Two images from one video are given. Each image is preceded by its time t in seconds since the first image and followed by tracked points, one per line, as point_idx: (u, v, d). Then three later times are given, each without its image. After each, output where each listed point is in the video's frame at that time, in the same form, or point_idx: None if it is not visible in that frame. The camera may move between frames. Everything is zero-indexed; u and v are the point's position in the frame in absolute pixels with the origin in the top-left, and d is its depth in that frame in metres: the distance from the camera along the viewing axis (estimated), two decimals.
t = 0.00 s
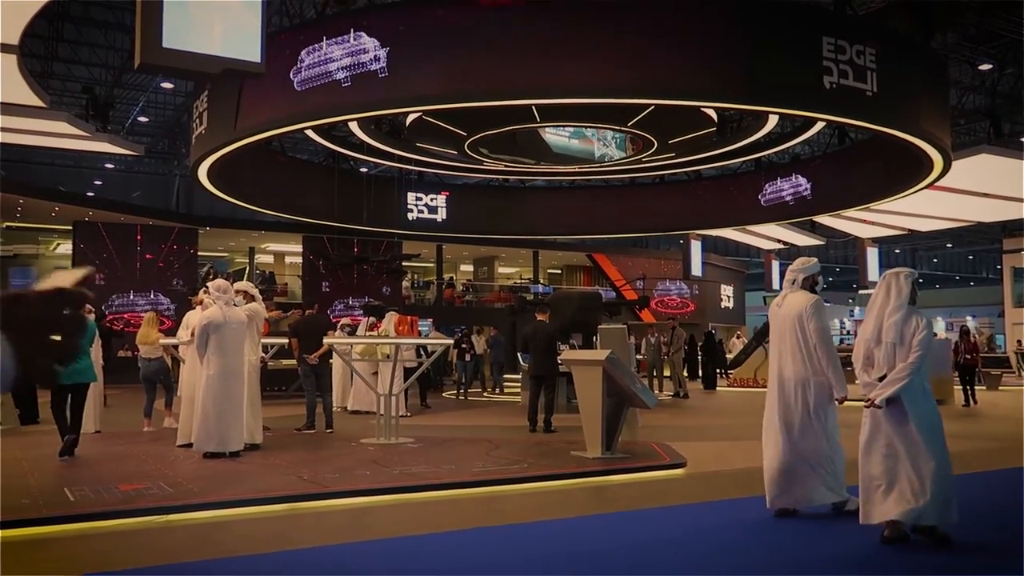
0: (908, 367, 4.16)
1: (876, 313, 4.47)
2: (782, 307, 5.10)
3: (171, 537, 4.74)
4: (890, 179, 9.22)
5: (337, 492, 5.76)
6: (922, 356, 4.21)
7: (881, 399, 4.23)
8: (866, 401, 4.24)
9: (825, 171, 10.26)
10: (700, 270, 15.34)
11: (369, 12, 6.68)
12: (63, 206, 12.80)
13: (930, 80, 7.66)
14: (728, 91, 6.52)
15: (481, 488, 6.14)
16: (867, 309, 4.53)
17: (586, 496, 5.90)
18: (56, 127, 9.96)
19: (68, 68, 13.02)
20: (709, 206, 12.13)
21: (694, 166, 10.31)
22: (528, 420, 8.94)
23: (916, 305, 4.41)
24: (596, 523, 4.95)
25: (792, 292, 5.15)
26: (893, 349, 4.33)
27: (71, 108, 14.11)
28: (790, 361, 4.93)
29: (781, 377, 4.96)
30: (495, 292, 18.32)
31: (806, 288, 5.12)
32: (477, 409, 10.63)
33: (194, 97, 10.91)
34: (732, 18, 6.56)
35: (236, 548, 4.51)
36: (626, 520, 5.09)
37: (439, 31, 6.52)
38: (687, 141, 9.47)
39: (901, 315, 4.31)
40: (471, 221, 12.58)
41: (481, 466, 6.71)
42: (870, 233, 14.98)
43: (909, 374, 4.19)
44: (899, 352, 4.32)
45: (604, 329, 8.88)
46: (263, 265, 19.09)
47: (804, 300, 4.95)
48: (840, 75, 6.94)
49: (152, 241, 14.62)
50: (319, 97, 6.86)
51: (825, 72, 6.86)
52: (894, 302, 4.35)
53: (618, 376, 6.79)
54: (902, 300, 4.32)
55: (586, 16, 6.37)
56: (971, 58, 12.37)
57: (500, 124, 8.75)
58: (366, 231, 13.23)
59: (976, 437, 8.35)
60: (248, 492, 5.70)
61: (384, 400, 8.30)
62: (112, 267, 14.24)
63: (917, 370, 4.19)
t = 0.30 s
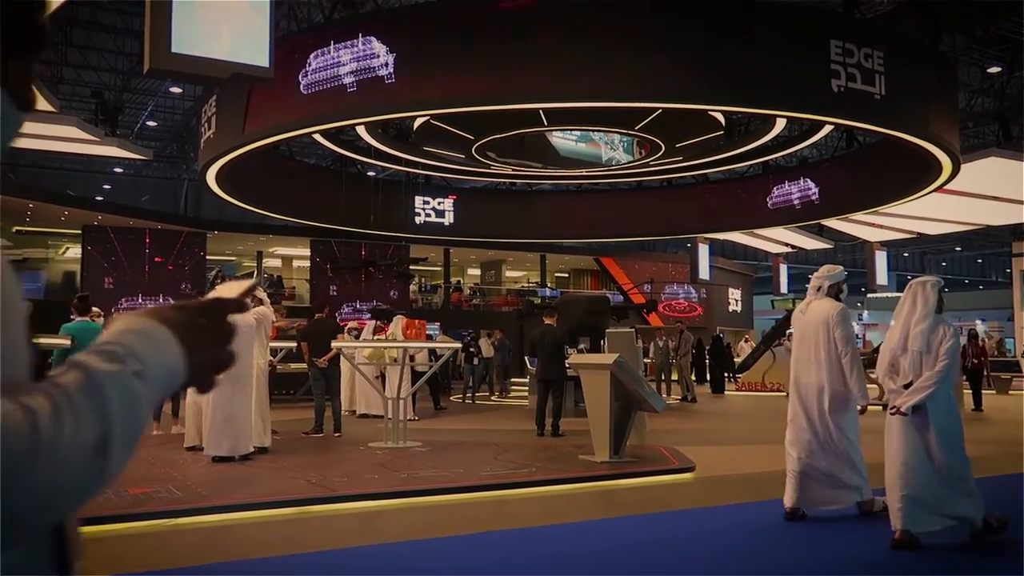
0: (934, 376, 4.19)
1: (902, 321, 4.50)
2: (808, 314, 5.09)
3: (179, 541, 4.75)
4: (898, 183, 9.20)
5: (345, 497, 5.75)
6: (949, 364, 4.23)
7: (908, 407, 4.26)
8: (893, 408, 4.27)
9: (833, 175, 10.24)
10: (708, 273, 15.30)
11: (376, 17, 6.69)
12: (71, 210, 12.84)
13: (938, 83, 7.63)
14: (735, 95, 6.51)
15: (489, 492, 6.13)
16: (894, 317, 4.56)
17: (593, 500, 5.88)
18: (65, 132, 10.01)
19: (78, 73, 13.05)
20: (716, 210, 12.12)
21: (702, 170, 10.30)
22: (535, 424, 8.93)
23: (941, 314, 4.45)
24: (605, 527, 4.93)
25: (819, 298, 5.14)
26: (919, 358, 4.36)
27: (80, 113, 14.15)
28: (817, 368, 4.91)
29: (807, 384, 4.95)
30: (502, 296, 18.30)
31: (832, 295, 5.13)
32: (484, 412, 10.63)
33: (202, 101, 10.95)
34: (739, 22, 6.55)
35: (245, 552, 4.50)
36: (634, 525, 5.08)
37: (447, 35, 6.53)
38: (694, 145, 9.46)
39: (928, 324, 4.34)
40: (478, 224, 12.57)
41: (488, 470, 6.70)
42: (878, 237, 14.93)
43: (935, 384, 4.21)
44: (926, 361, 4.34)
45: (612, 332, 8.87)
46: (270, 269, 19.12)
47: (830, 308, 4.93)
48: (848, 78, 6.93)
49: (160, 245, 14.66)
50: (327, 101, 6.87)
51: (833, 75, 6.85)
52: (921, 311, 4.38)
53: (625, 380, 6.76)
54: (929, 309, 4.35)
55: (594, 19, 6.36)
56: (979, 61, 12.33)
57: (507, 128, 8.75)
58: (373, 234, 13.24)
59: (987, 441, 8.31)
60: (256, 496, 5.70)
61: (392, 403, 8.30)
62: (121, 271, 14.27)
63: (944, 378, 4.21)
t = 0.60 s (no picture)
0: (966, 382, 4.45)
1: (935, 326, 4.76)
2: (838, 317, 5.61)
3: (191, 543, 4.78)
4: (908, 186, 9.17)
5: (356, 499, 5.76)
6: (980, 369, 4.48)
7: (941, 413, 4.52)
8: (925, 415, 4.57)
9: (843, 178, 10.20)
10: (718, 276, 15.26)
11: (386, 21, 6.72)
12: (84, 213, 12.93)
13: (949, 85, 7.60)
14: (744, 97, 6.50)
15: (499, 494, 6.13)
16: (926, 322, 4.82)
17: (603, 503, 5.89)
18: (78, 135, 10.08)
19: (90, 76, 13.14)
20: (726, 213, 12.10)
21: (711, 173, 10.29)
22: (545, 427, 8.94)
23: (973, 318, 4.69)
24: (614, 531, 4.94)
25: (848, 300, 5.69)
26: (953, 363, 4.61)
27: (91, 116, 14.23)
28: (847, 361, 5.42)
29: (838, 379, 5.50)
30: (512, 299, 18.29)
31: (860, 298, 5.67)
32: (495, 416, 10.63)
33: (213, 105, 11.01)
34: (749, 24, 6.53)
35: (256, 553, 4.55)
36: (644, 529, 5.09)
37: (456, 39, 6.55)
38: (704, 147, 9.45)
39: (961, 330, 4.60)
40: (487, 227, 12.48)
41: (499, 473, 6.70)
42: (889, 239, 14.86)
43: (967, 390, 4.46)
44: (959, 366, 4.59)
45: (621, 335, 8.87)
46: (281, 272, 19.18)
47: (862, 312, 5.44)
48: (859, 81, 6.90)
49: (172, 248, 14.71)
50: (336, 105, 6.90)
51: (843, 78, 6.84)
52: (953, 317, 4.64)
53: (636, 383, 6.75)
54: (961, 315, 4.61)
55: (603, 23, 6.36)
56: (992, 63, 12.26)
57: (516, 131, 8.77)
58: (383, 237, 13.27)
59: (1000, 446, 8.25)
60: (266, 498, 5.74)
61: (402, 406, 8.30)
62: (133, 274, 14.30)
63: (976, 383, 4.46)
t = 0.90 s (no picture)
0: (1002, 381, 4.73)
1: (968, 325, 5.03)
2: (867, 315, 5.73)
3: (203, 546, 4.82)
4: (922, 187, 9.13)
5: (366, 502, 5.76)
6: (1015, 368, 4.77)
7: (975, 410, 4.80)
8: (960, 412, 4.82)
9: (855, 179, 10.15)
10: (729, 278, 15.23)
11: (395, 24, 6.73)
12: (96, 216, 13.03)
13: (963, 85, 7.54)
14: (755, 99, 6.48)
15: (510, 497, 6.12)
16: (958, 320, 5.09)
17: (614, 506, 5.88)
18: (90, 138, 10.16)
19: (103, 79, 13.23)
20: (737, 215, 12.05)
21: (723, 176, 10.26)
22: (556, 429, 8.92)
23: (1002, 319, 4.98)
24: (624, 535, 4.94)
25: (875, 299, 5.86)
26: (987, 361, 4.88)
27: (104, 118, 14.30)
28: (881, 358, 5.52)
29: (870, 377, 5.59)
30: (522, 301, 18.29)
31: (887, 297, 5.81)
32: (506, 417, 10.64)
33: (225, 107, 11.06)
34: (760, 25, 6.51)
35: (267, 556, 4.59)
36: (656, 531, 5.11)
37: (466, 42, 6.55)
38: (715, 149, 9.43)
39: (994, 329, 4.87)
40: (498, 229, 12.47)
41: (510, 476, 6.70)
42: (902, 240, 14.76)
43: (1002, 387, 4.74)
44: (993, 364, 4.86)
45: (632, 338, 8.85)
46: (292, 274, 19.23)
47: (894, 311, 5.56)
48: (871, 81, 6.87)
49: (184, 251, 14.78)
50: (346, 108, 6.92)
51: (855, 78, 6.80)
52: (987, 315, 4.91)
53: (647, 385, 6.74)
54: (994, 314, 4.88)
55: (613, 25, 6.36)
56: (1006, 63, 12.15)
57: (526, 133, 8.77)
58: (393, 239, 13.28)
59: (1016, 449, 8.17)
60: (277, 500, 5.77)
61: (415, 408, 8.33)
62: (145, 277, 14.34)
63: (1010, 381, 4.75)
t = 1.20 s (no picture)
0: None
1: (996, 324, 5.01)
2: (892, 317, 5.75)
3: (215, 546, 4.85)
4: (934, 189, 9.09)
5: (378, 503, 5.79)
6: None
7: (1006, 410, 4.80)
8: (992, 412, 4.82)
9: (867, 180, 10.11)
10: (741, 280, 15.17)
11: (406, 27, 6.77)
12: (110, 218, 13.15)
13: (977, 86, 7.49)
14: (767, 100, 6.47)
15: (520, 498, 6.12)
16: (987, 319, 5.08)
17: (627, 508, 5.88)
18: (105, 140, 10.27)
19: (115, 83, 13.30)
20: (749, 215, 12.01)
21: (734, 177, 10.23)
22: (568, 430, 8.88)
23: None
24: (636, 537, 4.95)
25: (902, 300, 5.83)
26: (1016, 360, 4.90)
27: (117, 122, 14.38)
28: (903, 361, 5.56)
29: (891, 379, 5.64)
30: (533, 302, 18.27)
31: (913, 298, 5.79)
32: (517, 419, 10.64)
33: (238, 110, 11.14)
34: (771, 27, 6.50)
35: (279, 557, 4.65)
36: (667, 533, 5.11)
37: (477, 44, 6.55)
38: (727, 150, 9.41)
39: None
40: (510, 231, 12.49)
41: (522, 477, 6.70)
42: (915, 242, 14.68)
43: None
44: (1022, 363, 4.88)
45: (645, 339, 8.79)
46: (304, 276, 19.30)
47: (919, 313, 5.58)
48: (884, 82, 6.83)
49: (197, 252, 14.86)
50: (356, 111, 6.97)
51: (868, 79, 6.76)
52: (1016, 315, 4.87)
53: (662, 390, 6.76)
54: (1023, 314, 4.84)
55: (623, 27, 6.35)
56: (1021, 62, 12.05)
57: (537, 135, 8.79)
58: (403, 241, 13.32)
59: None
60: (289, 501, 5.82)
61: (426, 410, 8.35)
62: (158, 278, 14.39)
63: None
